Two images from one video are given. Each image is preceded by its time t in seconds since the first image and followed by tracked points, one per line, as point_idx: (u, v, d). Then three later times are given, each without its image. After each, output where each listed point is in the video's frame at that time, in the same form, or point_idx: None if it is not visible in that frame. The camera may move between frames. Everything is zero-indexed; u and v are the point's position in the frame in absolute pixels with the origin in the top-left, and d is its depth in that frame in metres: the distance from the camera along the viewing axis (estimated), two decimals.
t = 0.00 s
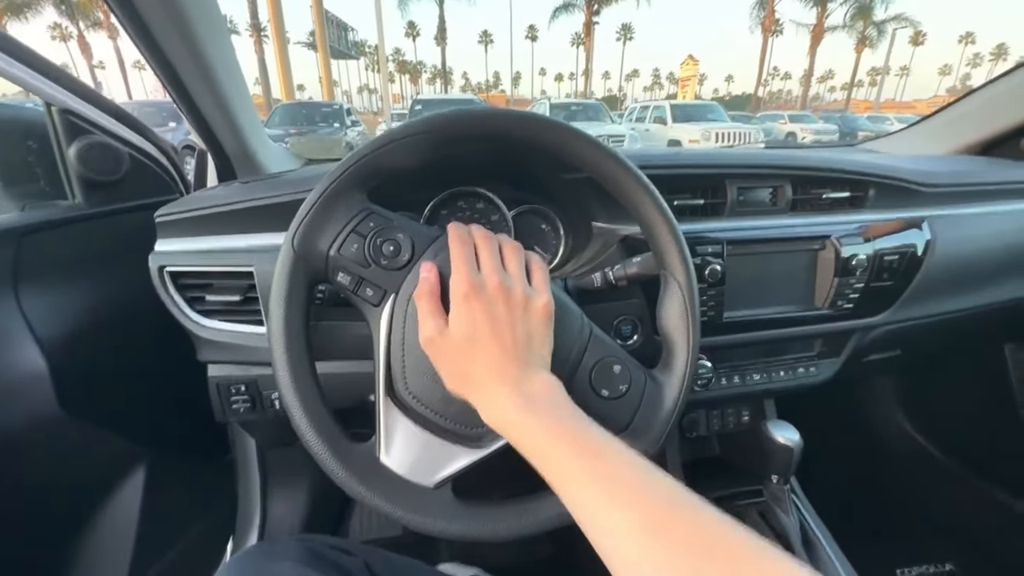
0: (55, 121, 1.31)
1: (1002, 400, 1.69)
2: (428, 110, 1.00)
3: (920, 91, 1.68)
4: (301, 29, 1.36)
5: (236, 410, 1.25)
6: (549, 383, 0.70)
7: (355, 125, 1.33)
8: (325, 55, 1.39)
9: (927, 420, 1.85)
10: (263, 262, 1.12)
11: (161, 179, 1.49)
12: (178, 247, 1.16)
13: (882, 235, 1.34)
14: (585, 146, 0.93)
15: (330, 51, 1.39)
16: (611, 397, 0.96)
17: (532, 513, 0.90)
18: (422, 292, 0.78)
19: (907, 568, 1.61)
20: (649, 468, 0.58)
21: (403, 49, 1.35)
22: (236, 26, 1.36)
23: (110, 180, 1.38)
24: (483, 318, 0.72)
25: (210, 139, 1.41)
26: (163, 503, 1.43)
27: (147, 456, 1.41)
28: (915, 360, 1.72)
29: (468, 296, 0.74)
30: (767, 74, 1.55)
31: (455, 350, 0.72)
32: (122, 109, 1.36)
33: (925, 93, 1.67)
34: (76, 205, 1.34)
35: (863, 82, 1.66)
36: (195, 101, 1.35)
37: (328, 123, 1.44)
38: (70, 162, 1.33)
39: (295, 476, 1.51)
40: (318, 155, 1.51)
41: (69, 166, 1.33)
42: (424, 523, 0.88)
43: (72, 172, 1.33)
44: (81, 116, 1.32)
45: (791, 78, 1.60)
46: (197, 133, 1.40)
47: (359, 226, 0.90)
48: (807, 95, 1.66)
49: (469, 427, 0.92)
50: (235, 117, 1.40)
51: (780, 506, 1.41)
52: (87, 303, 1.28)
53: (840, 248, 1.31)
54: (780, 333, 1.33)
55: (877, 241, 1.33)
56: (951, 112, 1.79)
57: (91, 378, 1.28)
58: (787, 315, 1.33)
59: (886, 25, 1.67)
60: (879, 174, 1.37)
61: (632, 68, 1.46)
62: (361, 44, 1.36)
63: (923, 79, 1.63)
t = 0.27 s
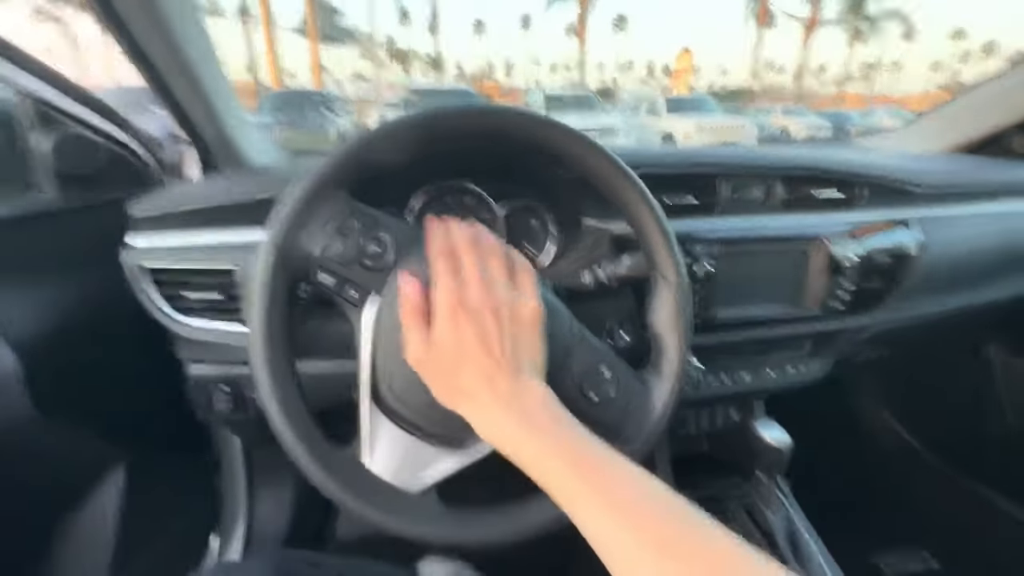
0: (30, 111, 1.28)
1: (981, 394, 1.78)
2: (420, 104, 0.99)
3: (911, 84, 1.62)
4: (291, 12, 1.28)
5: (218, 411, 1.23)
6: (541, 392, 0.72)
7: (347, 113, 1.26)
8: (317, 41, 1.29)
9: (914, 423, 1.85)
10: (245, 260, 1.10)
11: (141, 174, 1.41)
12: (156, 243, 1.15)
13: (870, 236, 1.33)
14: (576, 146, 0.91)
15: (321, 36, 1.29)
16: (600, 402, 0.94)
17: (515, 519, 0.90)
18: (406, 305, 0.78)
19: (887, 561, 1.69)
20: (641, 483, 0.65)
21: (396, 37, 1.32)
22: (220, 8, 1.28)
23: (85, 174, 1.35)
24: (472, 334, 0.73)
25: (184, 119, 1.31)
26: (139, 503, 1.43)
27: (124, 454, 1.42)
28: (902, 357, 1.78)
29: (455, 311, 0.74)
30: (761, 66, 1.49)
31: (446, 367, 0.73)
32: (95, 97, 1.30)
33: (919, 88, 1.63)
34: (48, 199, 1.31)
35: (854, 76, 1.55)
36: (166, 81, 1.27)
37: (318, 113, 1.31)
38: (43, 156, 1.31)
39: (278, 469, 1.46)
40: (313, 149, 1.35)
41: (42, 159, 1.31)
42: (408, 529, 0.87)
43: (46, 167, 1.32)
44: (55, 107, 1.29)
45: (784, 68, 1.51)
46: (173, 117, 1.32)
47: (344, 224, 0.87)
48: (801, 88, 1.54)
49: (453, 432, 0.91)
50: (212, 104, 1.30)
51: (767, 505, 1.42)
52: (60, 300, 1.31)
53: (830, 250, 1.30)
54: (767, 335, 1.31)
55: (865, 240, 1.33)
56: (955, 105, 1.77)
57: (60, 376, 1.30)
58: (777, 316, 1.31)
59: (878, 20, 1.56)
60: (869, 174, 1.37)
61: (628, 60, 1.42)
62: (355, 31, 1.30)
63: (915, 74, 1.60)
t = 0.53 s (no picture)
0: (13, 79, 1.25)
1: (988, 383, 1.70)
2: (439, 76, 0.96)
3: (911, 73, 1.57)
4: None
5: (219, 397, 1.18)
6: (567, 382, 0.70)
7: (340, 94, 1.23)
8: (308, 20, 1.26)
9: (924, 415, 1.76)
10: (247, 241, 1.06)
11: (133, 149, 1.40)
12: (154, 223, 1.09)
13: (890, 219, 1.30)
14: (600, 121, 0.87)
15: (313, 17, 1.26)
16: (621, 389, 0.91)
17: (535, 511, 0.87)
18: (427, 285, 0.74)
19: (888, 547, 1.71)
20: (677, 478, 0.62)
21: (388, 16, 1.29)
22: None
23: (75, 149, 1.32)
24: (497, 316, 0.70)
25: (180, 91, 1.29)
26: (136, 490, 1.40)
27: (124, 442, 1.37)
28: (914, 342, 1.71)
29: (478, 291, 0.71)
30: (759, 51, 1.44)
31: (469, 352, 0.70)
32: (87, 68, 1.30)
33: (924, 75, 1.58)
34: (38, 175, 1.26)
35: (852, 64, 1.50)
36: (164, 53, 1.25)
37: (311, 94, 1.28)
38: (29, 127, 1.27)
39: (281, 457, 1.44)
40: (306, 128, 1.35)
41: (29, 130, 1.27)
42: (425, 521, 0.84)
43: (32, 137, 1.27)
44: (37, 74, 1.27)
45: (782, 56, 1.46)
46: (169, 91, 1.30)
47: (356, 203, 0.83)
48: (798, 76, 1.47)
49: (471, 420, 0.87)
50: (211, 79, 1.29)
51: (778, 493, 1.36)
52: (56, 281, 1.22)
53: (849, 234, 1.27)
54: (782, 321, 1.28)
55: (885, 224, 1.29)
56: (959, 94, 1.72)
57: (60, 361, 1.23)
58: (792, 302, 1.28)
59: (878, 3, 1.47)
60: (889, 157, 1.33)
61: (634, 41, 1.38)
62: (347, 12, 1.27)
63: (913, 62, 1.54)
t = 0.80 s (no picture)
0: None
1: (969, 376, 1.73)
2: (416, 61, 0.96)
3: (904, 63, 1.59)
4: None
5: (200, 382, 1.20)
6: (536, 365, 0.69)
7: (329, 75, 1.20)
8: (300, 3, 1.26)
9: (905, 402, 1.79)
10: (223, 224, 1.06)
11: (110, 134, 1.39)
12: (132, 207, 1.11)
13: (869, 210, 1.31)
14: (572, 106, 0.87)
15: None
16: (593, 373, 0.92)
17: (504, 495, 0.88)
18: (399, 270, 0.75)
19: (865, 530, 1.74)
20: (642, 456, 0.61)
21: None
22: None
23: (47, 130, 1.26)
24: (463, 299, 0.70)
25: (157, 78, 1.30)
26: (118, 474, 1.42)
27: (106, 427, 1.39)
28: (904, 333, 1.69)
29: (446, 276, 0.72)
30: (757, 38, 1.44)
31: (437, 334, 0.70)
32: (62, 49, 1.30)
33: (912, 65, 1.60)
34: (10, 158, 1.20)
35: (851, 52, 1.49)
36: (137, 37, 1.24)
37: (304, 78, 1.28)
38: None
39: (268, 444, 1.46)
40: (286, 108, 1.36)
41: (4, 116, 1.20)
42: (395, 501, 0.86)
43: (4, 123, 1.20)
44: (6, 56, 1.22)
45: (781, 43, 1.45)
46: (147, 77, 1.30)
47: (325, 187, 0.85)
48: (796, 64, 1.46)
49: (444, 404, 0.88)
50: (187, 66, 1.30)
51: (753, 477, 1.38)
52: (38, 265, 1.23)
53: (828, 222, 1.27)
54: (760, 308, 1.29)
55: (864, 214, 1.30)
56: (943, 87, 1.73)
57: (37, 346, 1.24)
58: (771, 289, 1.29)
59: None
60: (871, 146, 1.33)
61: (625, 27, 1.37)
62: None
63: (909, 49, 1.55)
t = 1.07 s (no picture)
0: None
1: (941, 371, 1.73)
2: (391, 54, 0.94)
3: (886, 68, 1.59)
4: None
5: (171, 385, 1.17)
6: (516, 370, 0.68)
7: (308, 68, 1.13)
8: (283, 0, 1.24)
9: (884, 401, 1.78)
10: (192, 222, 1.05)
11: (78, 131, 1.35)
12: (96, 204, 1.08)
13: (852, 209, 1.30)
14: (549, 100, 0.86)
15: None
16: (571, 373, 0.90)
17: (480, 498, 0.86)
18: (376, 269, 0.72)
19: (845, 525, 1.64)
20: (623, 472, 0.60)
21: None
22: None
23: (8, 122, 1.21)
24: (443, 302, 0.68)
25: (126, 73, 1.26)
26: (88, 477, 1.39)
27: (73, 428, 1.37)
28: (882, 331, 1.70)
29: (424, 276, 0.69)
30: (742, 41, 1.43)
31: (416, 337, 0.68)
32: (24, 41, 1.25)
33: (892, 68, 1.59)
34: None
35: (832, 56, 1.47)
36: (101, 28, 1.20)
37: (288, 76, 1.23)
38: None
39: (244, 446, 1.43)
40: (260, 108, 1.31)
41: None
42: (367, 505, 0.84)
43: None
44: None
45: (765, 46, 1.45)
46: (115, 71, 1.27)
47: (296, 183, 0.83)
48: (780, 67, 1.46)
49: (418, 406, 0.86)
50: (157, 60, 1.26)
51: (734, 475, 1.37)
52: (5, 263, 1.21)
53: (807, 222, 1.27)
54: (740, 307, 1.28)
55: (843, 214, 1.29)
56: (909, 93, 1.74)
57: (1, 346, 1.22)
58: (754, 288, 1.27)
59: None
60: (851, 145, 1.32)
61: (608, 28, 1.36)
62: None
63: (890, 54, 1.55)
